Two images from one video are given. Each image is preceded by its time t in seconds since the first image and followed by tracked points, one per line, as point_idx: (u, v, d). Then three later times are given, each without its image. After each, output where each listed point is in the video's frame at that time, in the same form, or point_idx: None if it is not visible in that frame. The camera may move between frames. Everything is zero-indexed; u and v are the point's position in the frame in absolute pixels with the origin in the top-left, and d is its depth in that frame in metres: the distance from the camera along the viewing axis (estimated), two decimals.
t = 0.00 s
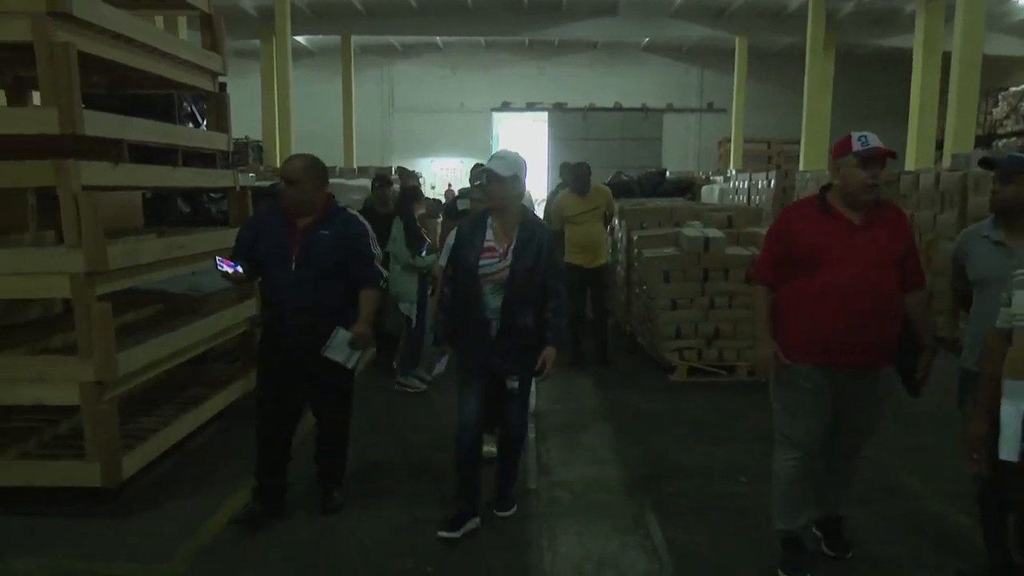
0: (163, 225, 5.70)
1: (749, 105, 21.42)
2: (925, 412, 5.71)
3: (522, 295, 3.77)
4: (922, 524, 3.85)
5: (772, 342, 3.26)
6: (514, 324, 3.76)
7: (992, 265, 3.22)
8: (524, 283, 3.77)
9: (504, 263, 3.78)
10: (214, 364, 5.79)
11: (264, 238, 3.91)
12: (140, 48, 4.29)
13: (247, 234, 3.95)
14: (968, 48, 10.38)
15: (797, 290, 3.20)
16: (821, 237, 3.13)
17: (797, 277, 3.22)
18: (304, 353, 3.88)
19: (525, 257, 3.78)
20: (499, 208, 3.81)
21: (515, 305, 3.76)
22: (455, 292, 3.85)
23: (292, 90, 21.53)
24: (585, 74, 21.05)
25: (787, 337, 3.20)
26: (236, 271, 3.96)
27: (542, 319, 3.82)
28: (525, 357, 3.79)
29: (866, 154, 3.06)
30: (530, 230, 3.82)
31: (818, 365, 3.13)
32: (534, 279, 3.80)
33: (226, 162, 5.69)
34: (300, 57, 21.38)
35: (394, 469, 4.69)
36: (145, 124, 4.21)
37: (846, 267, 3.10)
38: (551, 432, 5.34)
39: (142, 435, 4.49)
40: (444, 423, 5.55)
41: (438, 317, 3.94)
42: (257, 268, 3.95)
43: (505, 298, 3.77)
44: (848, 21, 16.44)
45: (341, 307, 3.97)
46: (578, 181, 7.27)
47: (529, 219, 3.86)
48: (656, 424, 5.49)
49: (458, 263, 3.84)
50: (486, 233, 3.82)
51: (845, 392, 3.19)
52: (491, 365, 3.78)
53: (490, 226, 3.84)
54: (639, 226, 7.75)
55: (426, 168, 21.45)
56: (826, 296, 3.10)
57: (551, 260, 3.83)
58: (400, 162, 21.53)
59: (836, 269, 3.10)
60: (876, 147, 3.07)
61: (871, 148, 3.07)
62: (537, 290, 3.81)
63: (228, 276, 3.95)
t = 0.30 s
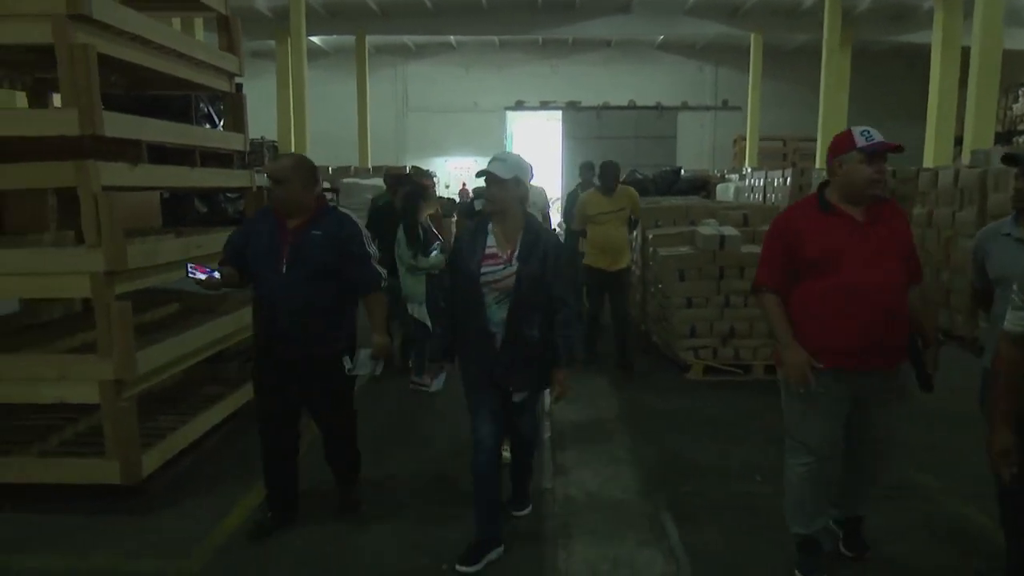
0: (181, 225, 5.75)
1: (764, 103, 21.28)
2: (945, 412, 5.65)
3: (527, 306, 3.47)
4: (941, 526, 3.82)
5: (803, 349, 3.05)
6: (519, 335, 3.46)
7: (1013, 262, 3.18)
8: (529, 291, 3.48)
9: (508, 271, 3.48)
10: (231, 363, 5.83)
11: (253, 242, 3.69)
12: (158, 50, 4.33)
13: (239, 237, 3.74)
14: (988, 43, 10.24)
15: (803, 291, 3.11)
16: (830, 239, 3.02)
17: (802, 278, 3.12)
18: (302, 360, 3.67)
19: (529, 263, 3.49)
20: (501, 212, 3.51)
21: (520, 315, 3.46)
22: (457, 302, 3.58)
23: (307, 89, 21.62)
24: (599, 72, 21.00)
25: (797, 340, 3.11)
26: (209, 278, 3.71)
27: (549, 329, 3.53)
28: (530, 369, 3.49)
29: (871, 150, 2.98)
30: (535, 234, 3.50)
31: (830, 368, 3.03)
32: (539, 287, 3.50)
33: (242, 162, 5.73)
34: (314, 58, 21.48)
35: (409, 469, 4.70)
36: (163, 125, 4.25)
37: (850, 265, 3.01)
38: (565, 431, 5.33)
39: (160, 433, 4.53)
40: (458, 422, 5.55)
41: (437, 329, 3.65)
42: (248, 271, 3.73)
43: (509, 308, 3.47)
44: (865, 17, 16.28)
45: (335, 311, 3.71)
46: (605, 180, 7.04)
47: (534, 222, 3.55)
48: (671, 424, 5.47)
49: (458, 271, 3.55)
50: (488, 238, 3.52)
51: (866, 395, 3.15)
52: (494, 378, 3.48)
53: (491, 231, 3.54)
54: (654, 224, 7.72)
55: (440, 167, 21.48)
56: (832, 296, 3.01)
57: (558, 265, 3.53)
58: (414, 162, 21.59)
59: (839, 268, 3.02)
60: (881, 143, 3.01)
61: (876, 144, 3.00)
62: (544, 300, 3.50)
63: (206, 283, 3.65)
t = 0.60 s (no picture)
0: (200, 225, 5.80)
1: (781, 101, 21.13)
2: (966, 413, 5.58)
3: (527, 307, 3.32)
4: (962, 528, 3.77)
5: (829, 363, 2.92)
6: (519, 338, 3.31)
7: None
8: (530, 291, 3.32)
9: (508, 269, 3.32)
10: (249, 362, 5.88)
11: (247, 242, 3.54)
12: (178, 53, 4.38)
13: (229, 241, 3.59)
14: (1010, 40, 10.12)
15: (823, 298, 3.03)
16: (849, 242, 2.95)
17: (822, 283, 3.03)
18: (300, 363, 3.49)
19: (530, 261, 3.32)
20: (500, 208, 3.36)
21: (521, 316, 3.31)
22: (453, 304, 3.41)
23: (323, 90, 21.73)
24: (615, 72, 20.95)
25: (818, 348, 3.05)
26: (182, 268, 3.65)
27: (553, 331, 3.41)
28: (532, 373, 3.34)
29: (889, 151, 2.92)
30: (537, 230, 3.36)
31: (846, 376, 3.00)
32: (539, 287, 3.34)
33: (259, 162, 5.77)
34: (331, 59, 21.59)
35: (425, 468, 4.71)
36: (182, 126, 4.29)
37: (869, 270, 2.95)
38: (582, 431, 5.32)
39: (180, 431, 4.58)
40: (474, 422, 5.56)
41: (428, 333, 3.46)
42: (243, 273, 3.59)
43: (508, 309, 3.32)
44: (884, 14, 16.11)
45: (333, 312, 3.54)
46: (642, 178, 6.83)
47: (533, 219, 3.39)
48: (688, 424, 5.44)
49: (453, 269, 3.39)
50: (485, 237, 3.38)
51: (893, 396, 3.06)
52: (492, 384, 3.32)
53: (490, 229, 3.40)
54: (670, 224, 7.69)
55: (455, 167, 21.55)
56: (853, 302, 2.96)
57: (558, 264, 3.38)
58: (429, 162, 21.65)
59: (859, 271, 2.96)
60: (899, 144, 2.93)
61: (894, 145, 2.93)
62: (547, 301, 3.36)
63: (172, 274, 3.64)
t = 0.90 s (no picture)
0: (221, 225, 5.86)
1: (800, 99, 20.96)
2: (991, 415, 5.50)
3: (528, 317, 3.03)
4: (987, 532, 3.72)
5: (838, 379, 3.00)
6: (519, 348, 3.05)
7: None
8: (531, 299, 3.03)
9: (507, 274, 3.05)
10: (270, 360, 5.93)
11: (273, 241, 3.56)
12: (199, 55, 4.42)
13: (247, 244, 3.64)
14: None
15: (855, 299, 3.00)
16: (887, 241, 2.90)
17: (856, 283, 2.99)
18: (319, 365, 3.48)
19: (532, 265, 3.03)
20: (499, 209, 3.08)
21: (521, 326, 3.04)
22: (452, 310, 3.17)
23: (341, 91, 21.87)
24: (631, 71, 20.89)
25: (846, 350, 3.03)
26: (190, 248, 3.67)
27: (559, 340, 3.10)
28: (534, 386, 3.08)
29: (932, 149, 2.85)
30: (539, 232, 3.06)
31: (874, 381, 2.96)
32: (541, 295, 3.03)
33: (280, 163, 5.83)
34: (348, 60, 21.73)
35: (444, 467, 4.73)
36: (203, 128, 4.33)
37: (907, 272, 2.90)
38: (600, 431, 5.32)
39: (200, 430, 4.62)
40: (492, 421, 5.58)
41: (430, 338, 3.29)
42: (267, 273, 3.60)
43: (507, 317, 3.06)
44: (905, 10, 15.90)
45: (355, 316, 3.52)
46: (669, 178, 6.61)
47: (537, 220, 3.10)
48: (707, 425, 5.42)
49: (451, 273, 3.15)
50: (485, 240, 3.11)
51: (928, 403, 2.98)
52: (492, 395, 3.11)
53: (490, 231, 3.15)
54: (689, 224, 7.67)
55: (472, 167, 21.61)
56: (889, 304, 2.92)
57: (565, 268, 3.05)
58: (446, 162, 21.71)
59: (897, 270, 2.91)
60: (943, 142, 2.88)
61: (937, 143, 2.87)
62: (550, 309, 3.05)
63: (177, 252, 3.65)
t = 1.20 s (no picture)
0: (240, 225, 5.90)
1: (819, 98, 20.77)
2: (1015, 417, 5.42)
3: (521, 333, 3.00)
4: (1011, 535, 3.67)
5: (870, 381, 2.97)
6: (511, 366, 3.02)
7: None
8: (526, 313, 2.98)
9: (501, 288, 3.00)
10: (288, 359, 5.97)
11: (303, 239, 3.57)
12: (219, 57, 4.47)
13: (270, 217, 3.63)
14: None
15: (894, 297, 2.96)
16: (931, 240, 2.85)
17: (896, 282, 2.95)
18: (342, 366, 3.48)
19: (530, 279, 2.98)
20: (498, 217, 3.05)
21: (514, 342, 3.00)
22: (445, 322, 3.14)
23: (359, 91, 21.97)
24: (648, 70, 20.80)
25: (883, 350, 2.99)
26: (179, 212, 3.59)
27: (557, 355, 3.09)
28: (524, 406, 3.04)
29: (980, 146, 2.82)
30: (540, 244, 3.02)
31: (912, 382, 2.91)
32: (537, 310, 2.99)
33: (299, 164, 5.87)
34: (366, 60, 21.82)
35: (460, 467, 4.74)
36: (224, 129, 4.38)
37: (952, 271, 2.85)
38: (617, 431, 5.31)
39: (219, 429, 4.66)
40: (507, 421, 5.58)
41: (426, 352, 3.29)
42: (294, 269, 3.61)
43: (499, 332, 3.02)
44: (928, 7, 15.68)
45: (382, 318, 3.53)
46: (693, 177, 6.42)
47: (540, 231, 3.06)
48: (725, 425, 5.39)
49: (447, 282, 3.12)
50: (484, 250, 3.07)
51: (960, 407, 2.94)
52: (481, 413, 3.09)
53: (490, 239, 3.10)
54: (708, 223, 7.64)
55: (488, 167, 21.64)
56: (932, 302, 2.87)
57: (564, 283, 3.02)
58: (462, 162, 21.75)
59: (940, 270, 2.86)
60: (992, 140, 2.84)
61: (986, 141, 2.84)
62: (547, 326, 3.02)
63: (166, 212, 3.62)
